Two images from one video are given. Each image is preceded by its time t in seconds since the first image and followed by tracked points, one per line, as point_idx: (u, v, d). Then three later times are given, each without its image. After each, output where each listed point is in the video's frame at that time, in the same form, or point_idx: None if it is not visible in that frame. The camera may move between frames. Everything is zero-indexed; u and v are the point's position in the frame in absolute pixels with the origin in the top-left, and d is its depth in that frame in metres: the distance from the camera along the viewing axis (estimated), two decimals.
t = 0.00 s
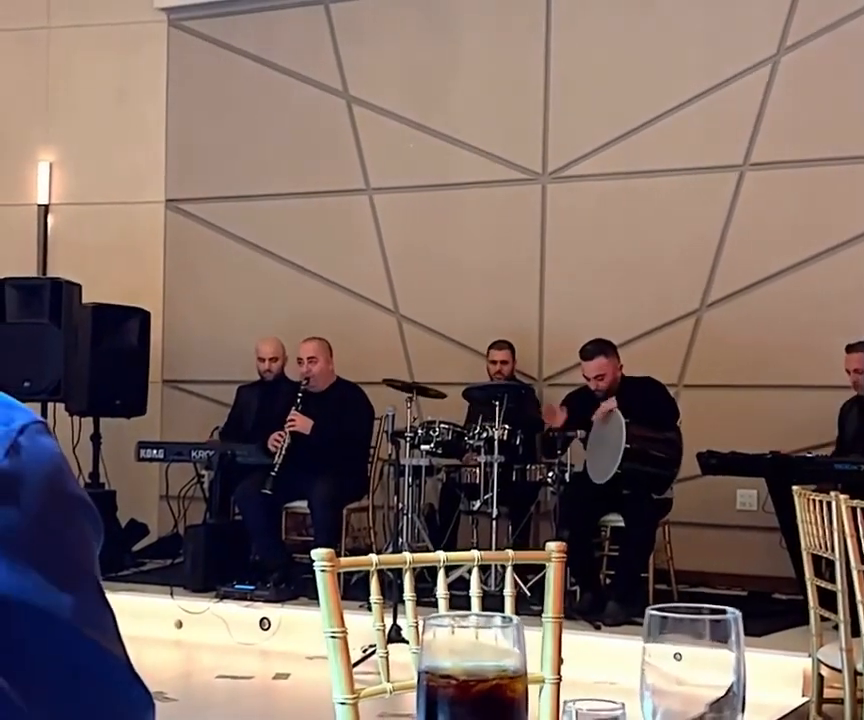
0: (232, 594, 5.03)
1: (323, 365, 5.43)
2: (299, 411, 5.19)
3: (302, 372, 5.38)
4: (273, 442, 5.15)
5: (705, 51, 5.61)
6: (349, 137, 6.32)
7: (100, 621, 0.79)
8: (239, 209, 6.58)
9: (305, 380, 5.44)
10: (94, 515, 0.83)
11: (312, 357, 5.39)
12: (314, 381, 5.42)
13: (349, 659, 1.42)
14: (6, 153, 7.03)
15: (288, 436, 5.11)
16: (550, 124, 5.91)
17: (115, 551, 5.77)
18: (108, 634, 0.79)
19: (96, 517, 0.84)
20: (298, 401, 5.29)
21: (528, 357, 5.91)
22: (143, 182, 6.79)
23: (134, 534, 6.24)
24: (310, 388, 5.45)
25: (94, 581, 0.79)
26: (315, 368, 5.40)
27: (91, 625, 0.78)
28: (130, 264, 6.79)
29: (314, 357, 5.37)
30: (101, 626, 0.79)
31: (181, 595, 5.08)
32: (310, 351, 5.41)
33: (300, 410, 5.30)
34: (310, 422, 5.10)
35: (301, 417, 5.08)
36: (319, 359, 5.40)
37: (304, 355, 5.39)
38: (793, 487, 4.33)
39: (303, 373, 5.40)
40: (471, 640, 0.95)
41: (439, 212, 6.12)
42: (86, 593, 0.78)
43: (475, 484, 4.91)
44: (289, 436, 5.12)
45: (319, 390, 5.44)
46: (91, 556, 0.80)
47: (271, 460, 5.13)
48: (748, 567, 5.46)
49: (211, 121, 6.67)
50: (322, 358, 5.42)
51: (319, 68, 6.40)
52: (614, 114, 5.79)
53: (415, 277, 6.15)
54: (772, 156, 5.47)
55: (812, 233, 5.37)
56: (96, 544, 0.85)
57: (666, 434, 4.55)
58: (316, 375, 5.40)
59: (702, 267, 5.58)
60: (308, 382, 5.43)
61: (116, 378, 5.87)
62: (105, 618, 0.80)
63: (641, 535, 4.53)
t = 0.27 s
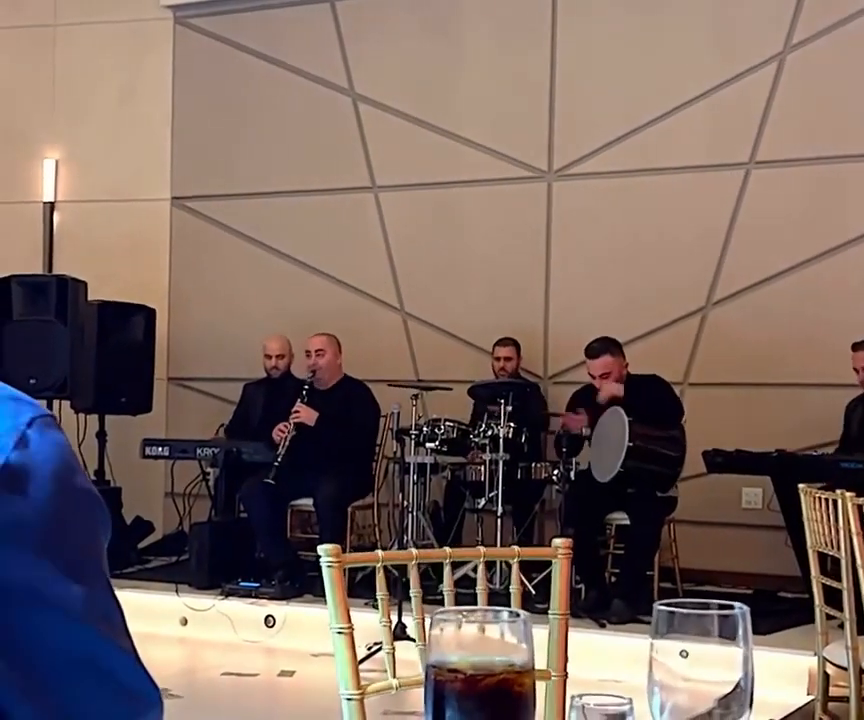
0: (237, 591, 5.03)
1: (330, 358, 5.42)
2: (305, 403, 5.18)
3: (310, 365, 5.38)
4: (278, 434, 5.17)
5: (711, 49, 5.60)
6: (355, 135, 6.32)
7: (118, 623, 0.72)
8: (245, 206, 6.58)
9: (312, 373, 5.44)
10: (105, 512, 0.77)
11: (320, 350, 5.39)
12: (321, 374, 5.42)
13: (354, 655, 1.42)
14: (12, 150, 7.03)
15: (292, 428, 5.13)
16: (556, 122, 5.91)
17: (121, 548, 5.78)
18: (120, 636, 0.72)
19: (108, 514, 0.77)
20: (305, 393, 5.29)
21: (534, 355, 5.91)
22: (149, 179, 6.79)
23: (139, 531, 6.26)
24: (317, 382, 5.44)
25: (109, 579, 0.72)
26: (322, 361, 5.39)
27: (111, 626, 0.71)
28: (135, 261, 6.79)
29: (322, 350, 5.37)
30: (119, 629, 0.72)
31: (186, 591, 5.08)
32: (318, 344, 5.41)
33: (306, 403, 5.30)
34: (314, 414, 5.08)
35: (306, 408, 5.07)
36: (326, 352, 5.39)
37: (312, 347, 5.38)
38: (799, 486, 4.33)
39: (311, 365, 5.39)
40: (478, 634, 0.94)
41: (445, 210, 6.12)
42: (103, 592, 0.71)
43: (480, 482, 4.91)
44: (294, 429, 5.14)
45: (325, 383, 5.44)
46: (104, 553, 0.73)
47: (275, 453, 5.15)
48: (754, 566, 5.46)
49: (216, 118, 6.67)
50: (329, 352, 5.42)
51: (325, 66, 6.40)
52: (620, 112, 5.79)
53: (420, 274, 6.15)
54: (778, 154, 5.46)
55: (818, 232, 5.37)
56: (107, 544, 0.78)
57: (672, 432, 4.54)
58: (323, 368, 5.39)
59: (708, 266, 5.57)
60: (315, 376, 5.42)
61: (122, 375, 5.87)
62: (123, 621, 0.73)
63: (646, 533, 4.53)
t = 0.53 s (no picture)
0: (239, 590, 5.03)
1: (333, 358, 5.42)
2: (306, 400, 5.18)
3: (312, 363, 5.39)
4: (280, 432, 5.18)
5: (713, 49, 5.60)
6: (357, 134, 6.32)
7: (114, 620, 0.72)
8: (247, 206, 6.58)
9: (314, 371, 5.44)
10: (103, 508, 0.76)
11: (323, 349, 5.39)
12: (323, 373, 5.42)
13: (356, 653, 1.42)
14: (14, 150, 7.03)
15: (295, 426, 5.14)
16: (558, 122, 5.91)
17: (123, 547, 5.78)
18: (119, 633, 0.72)
19: (108, 508, 0.76)
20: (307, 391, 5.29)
21: (536, 354, 5.91)
22: (151, 179, 6.79)
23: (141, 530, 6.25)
24: (320, 381, 5.44)
25: (107, 578, 0.72)
26: (325, 360, 5.39)
27: (107, 623, 0.70)
28: (137, 260, 6.80)
29: (325, 350, 5.37)
30: (115, 626, 0.72)
31: (188, 591, 5.08)
32: (321, 343, 5.41)
33: (308, 401, 5.30)
34: (316, 411, 5.08)
35: (309, 407, 5.06)
36: (329, 351, 5.39)
37: (315, 346, 5.39)
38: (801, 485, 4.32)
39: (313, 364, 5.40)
40: (480, 633, 0.94)
41: (447, 209, 6.12)
42: (102, 593, 0.71)
43: (482, 482, 4.91)
44: (296, 426, 5.13)
45: (326, 383, 5.44)
46: (102, 551, 0.73)
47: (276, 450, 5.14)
48: (756, 566, 5.45)
49: (218, 117, 6.67)
50: (332, 350, 5.41)
51: (327, 66, 6.41)
52: (622, 111, 5.78)
53: (422, 274, 6.14)
54: (781, 154, 5.46)
55: (820, 231, 5.37)
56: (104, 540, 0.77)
57: (674, 432, 4.54)
58: (325, 366, 5.39)
59: (710, 265, 5.57)
60: (317, 374, 5.43)
61: (123, 374, 5.86)
62: (120, 617, 0.72)
63: (648, 532, 4.52)
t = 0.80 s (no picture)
0: (240, 590, 5.03)
1: (333, 359, 5.42)
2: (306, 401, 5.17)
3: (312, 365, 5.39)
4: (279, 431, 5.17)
5: (714, 50, 5.60)
6: (358, 135, 6.33)
7: (122, 622, 0.71)
8: (248, 206, 6.59)
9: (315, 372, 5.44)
10: (109, 512, 0.75)
11: (323, 350, 5.39)
12: (323, 374, 5.42)
13: (358, 654, 1.42)
14: (14, 150, 7.03)
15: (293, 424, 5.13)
16: (559, 123, 5.91)
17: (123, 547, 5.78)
18: (128, 637, 0.71)
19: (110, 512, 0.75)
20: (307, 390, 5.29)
21: (537, 355, 5.91)
22: (151, 179, 6.79)
23: (142, 531, 6.25)
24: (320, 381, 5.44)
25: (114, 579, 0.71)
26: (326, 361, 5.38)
27: (114, 624, 0.69)
28: (138, 261, 6.80)
29: (325, 351, 5.37)
30: (122, 628, 0.71)
31: (188, 591, 5.08)
32: (322, 344, 5.41)
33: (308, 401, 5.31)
34: (316, 412, 5.08)
35: (307, 407, 5.05)
36: (330, 353, 5.39)
37: (315, 347, 5.39)
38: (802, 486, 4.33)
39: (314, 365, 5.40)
40: (483, 635, 0.94)
41: (447, 210, 6.12)
42: (108, 591, 0.69)
43: (482, 483, 4.91)
44: (295, 426, 5.13)
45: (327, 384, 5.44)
46: (109, 551, 0.72)
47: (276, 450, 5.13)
48: (756, 568, 5.45)
49: (219, 118, 6.67)
50: (332, 352, 5.41)
51: (328, 67, 6.41)
52: (623, 112, 5.79)
53: (423, 274, 6.15)
54: (782, 155, 5.46)
55: (821, 233, 5.37)
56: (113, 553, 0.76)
57: (675, 433, 4.54)
58: (326, 368, 5.39)
59: (711, 266, 5.57)
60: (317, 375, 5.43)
61: (124, 374, 5.86)
62: (127, 621, 0.71)
63: (649, 534, 4.52)
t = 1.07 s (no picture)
0: (236, 591, 5.03)
1: (329, 359, 5.43)
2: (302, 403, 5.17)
3: (308, 365, 5.40)
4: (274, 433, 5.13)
5: (712, 53, 5.61)
6: (356, 136, 6.33)
7: (108, 608, 0.78)
8: (246, 207, 6.58)
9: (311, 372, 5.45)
10: (107, 508, 0.82)
11: (319, 350, 5.40)
12: (320, 375, 5.43)
13: (356, 656, 1.41)
14: (12, 150, 7.03)
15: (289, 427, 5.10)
16: (557, 124, 5.91)
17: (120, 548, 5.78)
18: (114, 622, 0.78)
19: (107, 509, 0.81)
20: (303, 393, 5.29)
21: (534, 357, 5.91)
22: (150, 180, 6.79)
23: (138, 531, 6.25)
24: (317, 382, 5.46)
25: (102, 569, 0.78)
26: (321, 362, 5.39)
27: (98, 611, 0.76)
28: (135, 261, 6.79)
29: (321, 352, 5.38)
30: (110, 613, 0.78)
31: (185, 592, 5.08)
32: (318, 345, 5.42)
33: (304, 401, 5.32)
34: (311, 413, 5.08)
35: (304, 409, 5.05)
36: (325, 353, 5.40)
37: (312, 347, 5.40)
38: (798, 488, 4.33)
39: (310, 365, 5.41)
40: (481, 636, 0.94)
41: (445, 211, 6.12)
42: (91, 580, 0.76)
43: (479, 484, 4.91)
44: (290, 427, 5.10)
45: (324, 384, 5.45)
46: (101, 546, 0.78)
47: (273, 451, 5.13)
48: (753, 569, 5.46)
49: (218, 119, 6.67)
50: (329, 352, 5.42)
51: (326, 68, 6.41)
52: (621, 114, 5.79)
53: (420, 276, 6.15)
54: (779, 157, 5.46)
55: (819, 235, 5.37)
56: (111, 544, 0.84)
57: (672, 434, 4.54)
58: (322, 369, 5.40)
59: (709, 268, 5.57)
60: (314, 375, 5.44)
61: (120, 375, 5.86)
62: (115, 607, 0.78)
63: (646, 535, 4.53)
